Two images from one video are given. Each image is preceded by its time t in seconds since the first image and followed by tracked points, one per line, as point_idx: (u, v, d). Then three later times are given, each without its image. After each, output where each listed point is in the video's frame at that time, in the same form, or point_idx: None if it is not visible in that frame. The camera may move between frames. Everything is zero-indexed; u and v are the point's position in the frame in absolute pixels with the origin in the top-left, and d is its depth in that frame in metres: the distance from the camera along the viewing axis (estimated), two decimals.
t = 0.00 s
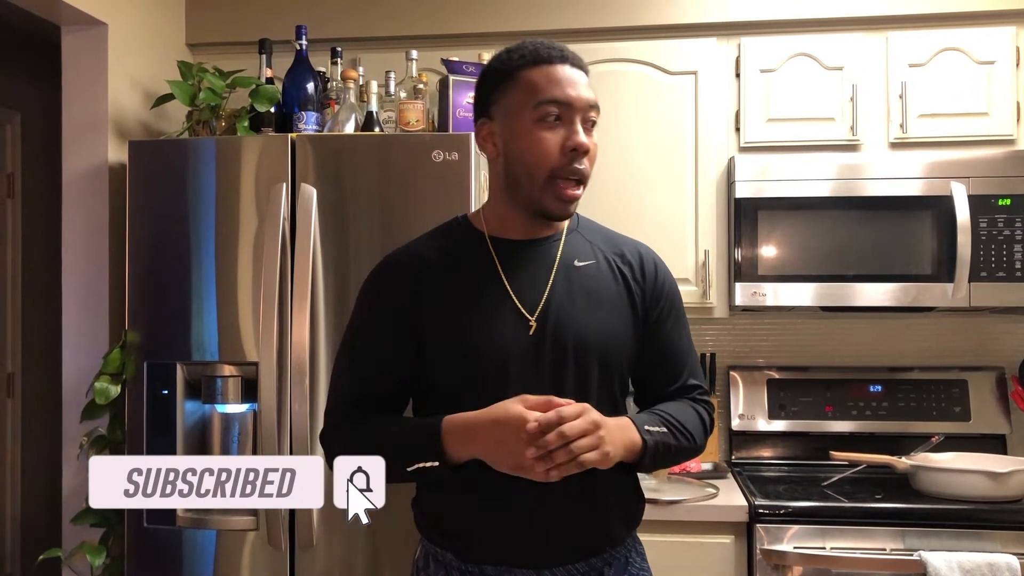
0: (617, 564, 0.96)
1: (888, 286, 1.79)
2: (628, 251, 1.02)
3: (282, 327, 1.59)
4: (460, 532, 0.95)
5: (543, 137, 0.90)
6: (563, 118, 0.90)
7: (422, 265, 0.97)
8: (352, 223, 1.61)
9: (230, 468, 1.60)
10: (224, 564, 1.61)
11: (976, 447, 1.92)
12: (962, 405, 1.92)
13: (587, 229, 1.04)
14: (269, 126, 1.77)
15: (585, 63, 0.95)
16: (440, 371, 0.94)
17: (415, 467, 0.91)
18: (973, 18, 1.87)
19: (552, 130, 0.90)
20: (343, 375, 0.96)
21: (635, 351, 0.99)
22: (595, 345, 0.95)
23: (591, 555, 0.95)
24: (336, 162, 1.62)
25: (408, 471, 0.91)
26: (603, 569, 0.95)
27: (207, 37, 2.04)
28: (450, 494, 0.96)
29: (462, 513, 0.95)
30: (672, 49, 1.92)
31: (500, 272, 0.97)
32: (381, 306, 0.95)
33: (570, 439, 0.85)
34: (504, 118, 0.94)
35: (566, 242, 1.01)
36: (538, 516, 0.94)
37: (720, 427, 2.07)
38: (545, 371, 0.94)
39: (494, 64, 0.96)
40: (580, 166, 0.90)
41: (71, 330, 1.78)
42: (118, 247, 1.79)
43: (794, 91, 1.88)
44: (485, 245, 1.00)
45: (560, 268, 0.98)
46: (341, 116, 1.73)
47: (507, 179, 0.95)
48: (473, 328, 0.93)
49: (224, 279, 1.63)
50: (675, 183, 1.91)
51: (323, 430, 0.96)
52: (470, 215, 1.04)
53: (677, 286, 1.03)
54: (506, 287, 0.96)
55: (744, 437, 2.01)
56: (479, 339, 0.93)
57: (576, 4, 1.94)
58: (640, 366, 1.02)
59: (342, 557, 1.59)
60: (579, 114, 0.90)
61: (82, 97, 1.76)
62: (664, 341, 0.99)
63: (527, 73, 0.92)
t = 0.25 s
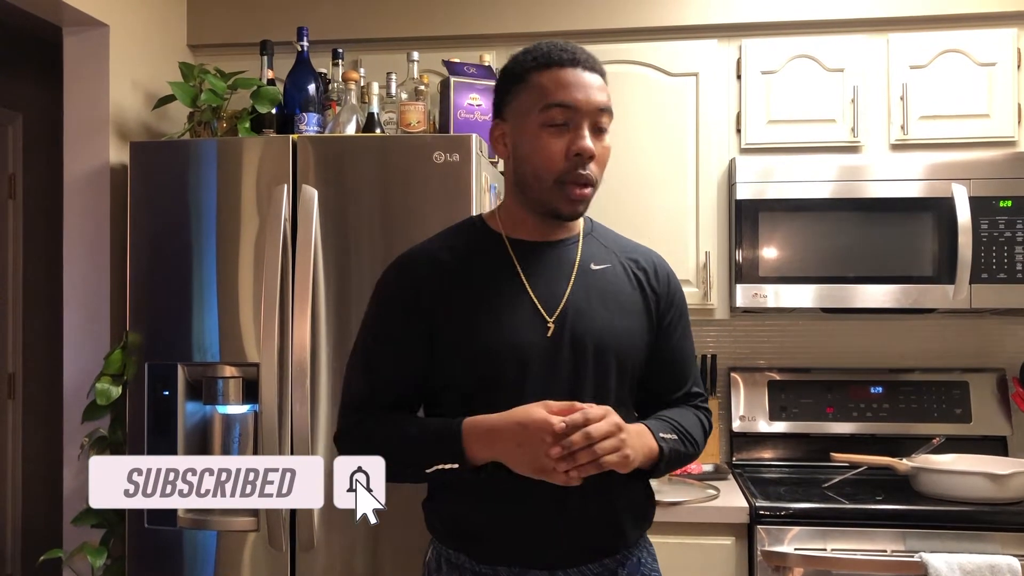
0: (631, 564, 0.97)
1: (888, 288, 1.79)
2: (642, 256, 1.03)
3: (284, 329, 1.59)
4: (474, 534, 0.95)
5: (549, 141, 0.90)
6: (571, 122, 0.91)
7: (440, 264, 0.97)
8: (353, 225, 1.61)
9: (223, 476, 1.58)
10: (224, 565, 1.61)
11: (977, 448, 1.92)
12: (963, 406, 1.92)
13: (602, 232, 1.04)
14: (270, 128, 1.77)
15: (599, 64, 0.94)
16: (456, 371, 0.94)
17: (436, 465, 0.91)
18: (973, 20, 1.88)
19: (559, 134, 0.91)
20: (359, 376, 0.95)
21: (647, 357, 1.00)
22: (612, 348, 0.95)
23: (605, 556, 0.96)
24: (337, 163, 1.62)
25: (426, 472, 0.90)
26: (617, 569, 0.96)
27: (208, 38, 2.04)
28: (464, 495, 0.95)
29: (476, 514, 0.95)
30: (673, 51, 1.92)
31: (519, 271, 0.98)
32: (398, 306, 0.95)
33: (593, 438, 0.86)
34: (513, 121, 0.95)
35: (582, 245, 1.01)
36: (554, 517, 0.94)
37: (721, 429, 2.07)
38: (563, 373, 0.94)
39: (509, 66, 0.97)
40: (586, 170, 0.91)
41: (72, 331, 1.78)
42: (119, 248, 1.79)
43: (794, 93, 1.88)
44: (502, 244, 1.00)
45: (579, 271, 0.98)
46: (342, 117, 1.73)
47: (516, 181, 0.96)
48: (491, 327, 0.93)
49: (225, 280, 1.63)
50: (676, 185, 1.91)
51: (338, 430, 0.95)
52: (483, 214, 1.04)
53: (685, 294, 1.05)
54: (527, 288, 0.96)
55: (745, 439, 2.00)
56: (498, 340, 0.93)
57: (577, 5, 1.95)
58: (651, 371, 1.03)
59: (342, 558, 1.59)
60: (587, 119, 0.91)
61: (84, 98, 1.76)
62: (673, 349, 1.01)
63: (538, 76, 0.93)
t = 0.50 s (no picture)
0: (629, 568, 0.98)
1: (889, 289, 1.79)
2: (667, 266, 1.02)
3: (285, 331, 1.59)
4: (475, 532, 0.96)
5: (517, 152, 0.94)
6: (537, 129, 0.93)
7: (455, 264, 0.99)
8: (354, 226, 1.61)
9: (229, 472, 1.62)
10: (225, 566, 1.61)
11: (978, 449, 1.92)
12: (964, 407, 1.92)
13: (628, 240, 1.04)
14: (271, 129, 1.77)
15: (576, 64, 0.94)
16: (470, 372, 0.95)
17: (428, 463, 0.93)
18: (974, 20, 1.88)
19: (527, 142, 0.94)
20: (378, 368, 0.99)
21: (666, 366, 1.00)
22: (628, 358, 0.95)
23: (604, 561, 0.96)
24: (338, 164, 1.62)
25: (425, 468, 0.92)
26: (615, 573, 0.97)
27: (209, 39, 2.04)
28: (470, 495, 0.97)
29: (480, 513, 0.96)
30: (674, 52, 1.92)
31: (536, 272, 0.98)
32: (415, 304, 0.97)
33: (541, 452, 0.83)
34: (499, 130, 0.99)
35: (603, 252, 1.01)
36: (556, 520, 0.94)
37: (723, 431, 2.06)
38: (577, 379, 0.94)
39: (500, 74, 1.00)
40: (550, 177, 0.93)
41: (73, 332, 1.78)
42: (120, 249, 1.79)
43: (795, 93, 1.88)
44: (521, 245, 1.01)
45: (598, 279, 0.98)
46: (343, 118, 1.73)
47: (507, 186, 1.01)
48: (505, 330, 0.94)
49: (226, 281, 1.63)
50: (677, 185, 1.91)
51: (355, 419, 0.99)
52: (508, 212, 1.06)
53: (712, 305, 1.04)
54: (542, 292, 0.97)
55: (746, 440, 2.00)
56: (511, 343, 0.94)
57: (578, 6, 1.95)
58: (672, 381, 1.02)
59: (343, 559, 1.59)
60: (551, 125, 0.92)
61: (85, 99, 1.76)
62: (695, 360, 1.01)
63: (513, 85, 0.95)
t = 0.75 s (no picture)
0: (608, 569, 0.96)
1: (891, 289, 1.79)
2: (663, 271, 0.99)
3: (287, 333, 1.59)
4: (458, 529, 0.97)
5: (501, 165, 0.93)
6: (519, 143, 0.91)
7: (444, 265, 1.01)
8: (355, 226, 1.61)
9: (211, 472, 1.32)
10: (226, 567, 1.61)
11: (980, 449, 1.92)
12: (966, 407, 1.92)
13: (623, 245, 1.01)
14: (272, 129, 1.77)
15: (559, 74, 0.91)
16: (455, 374, 0.96)
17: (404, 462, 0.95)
18: (975, 20, 1.87)
19: (510, 156, 0.92)
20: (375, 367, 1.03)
21: (661, 373, 0.96)
22: (613, 363, 0.93)
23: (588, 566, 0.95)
24: (339, 164, 1.62)
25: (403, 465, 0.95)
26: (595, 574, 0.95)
27: (210, 40, 2.04)
28: (454, 492, 0.97)
29: (462, 511, 0.96)
30: (675, 52, 1.92)
31: (522, 275, 0.98)
32: (408, 305, 1.01)
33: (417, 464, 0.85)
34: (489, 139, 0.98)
35: (595, 257, 0.98)
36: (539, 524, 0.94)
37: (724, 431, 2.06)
38: (559, 384, 0.93)
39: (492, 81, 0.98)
40: (534, 191, 0.91)
41: (74, 333, 1.78)
42: (122, 250, 1.79)
43: (797, 93, 1.88)
44: (510, 248, 1.01)
45: (585, 284, 0.96)
46: (344, 118, 1.73)
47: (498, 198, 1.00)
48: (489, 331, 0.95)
49: (227, 282, 1.63)
50: (678, 185, 1.91)
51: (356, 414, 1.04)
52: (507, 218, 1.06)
53: (717, 309, 0.99)
54: (526, 296, 0.96)
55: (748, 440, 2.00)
56: (494, 346, 0.95)
57: (579, 6, 1.95)
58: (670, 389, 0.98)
59: (345, 559, 1.59)
60: (533, 139, 0.91)
61: (86, 99, 1.76)
62: (699, 366, 0.95)
63: (498, 96, 0.94)
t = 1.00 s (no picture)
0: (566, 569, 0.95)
1: (898, 288, 1.78)
2: (611, 266, 0.95)
3: (293, 332, 1.59)
4: (418, 533, 0.96)
5: (445, 166, 0.91)
6: (466, 145, 0.89)
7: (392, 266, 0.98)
8: (361, 226, 1.61)
9: (210, 473, 1.22)
10: (233, 566, 1.61)
11: (987, 449, 1.91)
12: (974, 407, 1.92)
13: (570, 239, 0.97)
14: (279, 129, 1.78)
15: (501, 71, 0.88)
16: (404, 379, 0.93)
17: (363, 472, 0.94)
18: (982, 19, 1.87)
19: (455, 158, 0.90)
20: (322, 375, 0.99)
21: (610, 372, 0.93)
22: (559, 365, 0.91)
23: (545, 567, 0.95)
24: (346, 164, 1.62)
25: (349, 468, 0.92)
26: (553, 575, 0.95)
27: (216, 41, 2.05)
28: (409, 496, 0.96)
29: (421, 514, 0.95)
30: (681, 51, 1.91)
31: (467, 274, 0.95)
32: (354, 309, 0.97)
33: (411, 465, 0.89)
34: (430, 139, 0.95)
35: (543, 254, 0.94)
36: (496, 527, 0.93)
37: (730, 430, 2.06)
38: (508, 388, 0.91)
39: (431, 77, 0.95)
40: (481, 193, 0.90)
41: (81, 333, 1.78)
42: (128, 250, 1.80)
43: (803, 92, 1.87)
44: (455, 246, 0.97)
45: (531, 284, 0.93)
46: (350, 119, 1.73)
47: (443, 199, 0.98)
48: (434, 335, 0.92)
49: (234, 282, 1.63)
50: (684, 185, 1.91)
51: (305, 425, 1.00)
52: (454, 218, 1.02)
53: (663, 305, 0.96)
54: (472, 298, 0.93)
55: (754, 440, 1.99)
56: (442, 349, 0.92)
57: (584, 5, 1.95)
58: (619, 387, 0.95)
59: (351, 559, 1.59)
60: (480, 140, 0.89)
61: (92, 99, 1.76)
62: (643, 365, 0.93)
63: (440, 96, 0.91)
